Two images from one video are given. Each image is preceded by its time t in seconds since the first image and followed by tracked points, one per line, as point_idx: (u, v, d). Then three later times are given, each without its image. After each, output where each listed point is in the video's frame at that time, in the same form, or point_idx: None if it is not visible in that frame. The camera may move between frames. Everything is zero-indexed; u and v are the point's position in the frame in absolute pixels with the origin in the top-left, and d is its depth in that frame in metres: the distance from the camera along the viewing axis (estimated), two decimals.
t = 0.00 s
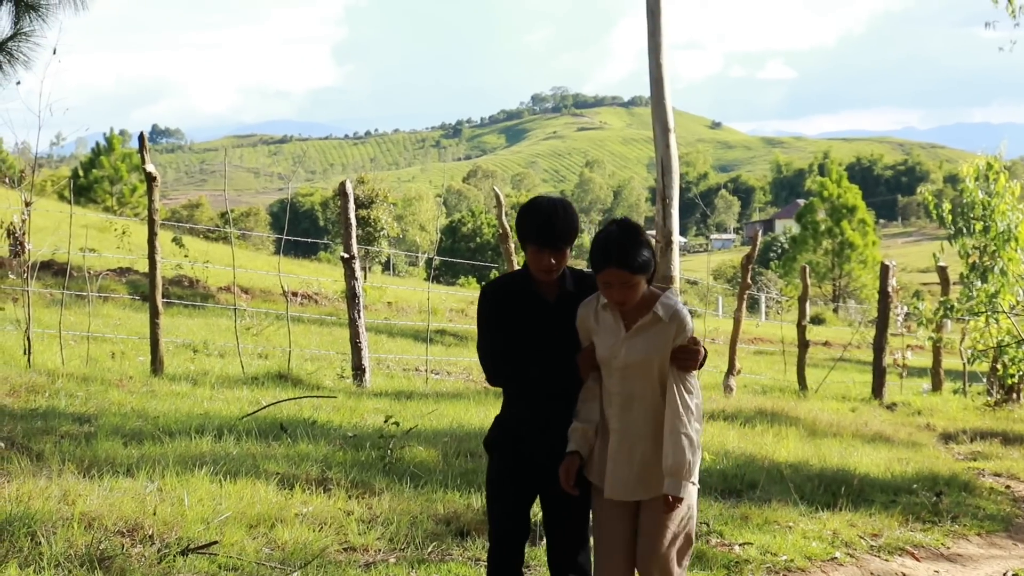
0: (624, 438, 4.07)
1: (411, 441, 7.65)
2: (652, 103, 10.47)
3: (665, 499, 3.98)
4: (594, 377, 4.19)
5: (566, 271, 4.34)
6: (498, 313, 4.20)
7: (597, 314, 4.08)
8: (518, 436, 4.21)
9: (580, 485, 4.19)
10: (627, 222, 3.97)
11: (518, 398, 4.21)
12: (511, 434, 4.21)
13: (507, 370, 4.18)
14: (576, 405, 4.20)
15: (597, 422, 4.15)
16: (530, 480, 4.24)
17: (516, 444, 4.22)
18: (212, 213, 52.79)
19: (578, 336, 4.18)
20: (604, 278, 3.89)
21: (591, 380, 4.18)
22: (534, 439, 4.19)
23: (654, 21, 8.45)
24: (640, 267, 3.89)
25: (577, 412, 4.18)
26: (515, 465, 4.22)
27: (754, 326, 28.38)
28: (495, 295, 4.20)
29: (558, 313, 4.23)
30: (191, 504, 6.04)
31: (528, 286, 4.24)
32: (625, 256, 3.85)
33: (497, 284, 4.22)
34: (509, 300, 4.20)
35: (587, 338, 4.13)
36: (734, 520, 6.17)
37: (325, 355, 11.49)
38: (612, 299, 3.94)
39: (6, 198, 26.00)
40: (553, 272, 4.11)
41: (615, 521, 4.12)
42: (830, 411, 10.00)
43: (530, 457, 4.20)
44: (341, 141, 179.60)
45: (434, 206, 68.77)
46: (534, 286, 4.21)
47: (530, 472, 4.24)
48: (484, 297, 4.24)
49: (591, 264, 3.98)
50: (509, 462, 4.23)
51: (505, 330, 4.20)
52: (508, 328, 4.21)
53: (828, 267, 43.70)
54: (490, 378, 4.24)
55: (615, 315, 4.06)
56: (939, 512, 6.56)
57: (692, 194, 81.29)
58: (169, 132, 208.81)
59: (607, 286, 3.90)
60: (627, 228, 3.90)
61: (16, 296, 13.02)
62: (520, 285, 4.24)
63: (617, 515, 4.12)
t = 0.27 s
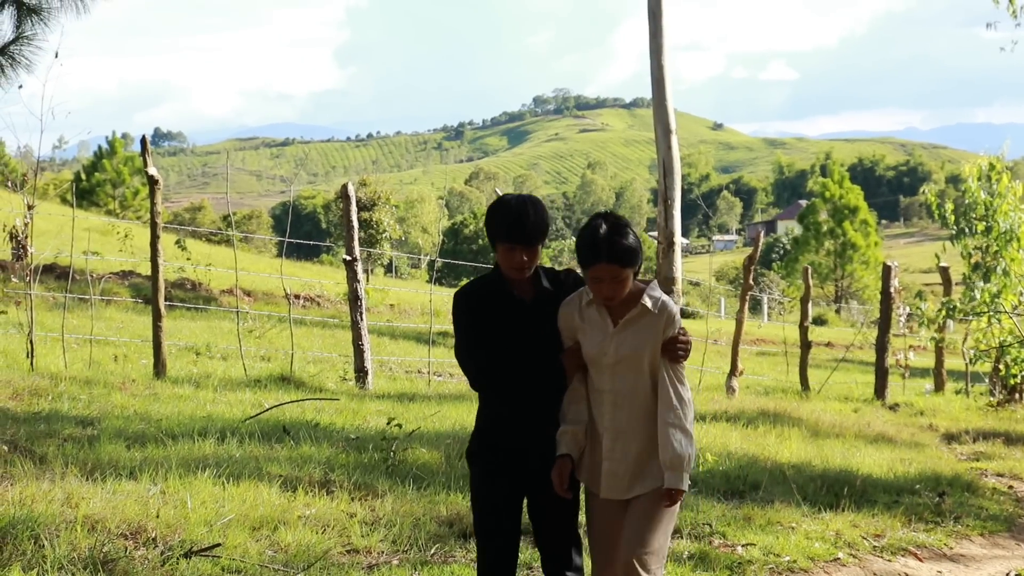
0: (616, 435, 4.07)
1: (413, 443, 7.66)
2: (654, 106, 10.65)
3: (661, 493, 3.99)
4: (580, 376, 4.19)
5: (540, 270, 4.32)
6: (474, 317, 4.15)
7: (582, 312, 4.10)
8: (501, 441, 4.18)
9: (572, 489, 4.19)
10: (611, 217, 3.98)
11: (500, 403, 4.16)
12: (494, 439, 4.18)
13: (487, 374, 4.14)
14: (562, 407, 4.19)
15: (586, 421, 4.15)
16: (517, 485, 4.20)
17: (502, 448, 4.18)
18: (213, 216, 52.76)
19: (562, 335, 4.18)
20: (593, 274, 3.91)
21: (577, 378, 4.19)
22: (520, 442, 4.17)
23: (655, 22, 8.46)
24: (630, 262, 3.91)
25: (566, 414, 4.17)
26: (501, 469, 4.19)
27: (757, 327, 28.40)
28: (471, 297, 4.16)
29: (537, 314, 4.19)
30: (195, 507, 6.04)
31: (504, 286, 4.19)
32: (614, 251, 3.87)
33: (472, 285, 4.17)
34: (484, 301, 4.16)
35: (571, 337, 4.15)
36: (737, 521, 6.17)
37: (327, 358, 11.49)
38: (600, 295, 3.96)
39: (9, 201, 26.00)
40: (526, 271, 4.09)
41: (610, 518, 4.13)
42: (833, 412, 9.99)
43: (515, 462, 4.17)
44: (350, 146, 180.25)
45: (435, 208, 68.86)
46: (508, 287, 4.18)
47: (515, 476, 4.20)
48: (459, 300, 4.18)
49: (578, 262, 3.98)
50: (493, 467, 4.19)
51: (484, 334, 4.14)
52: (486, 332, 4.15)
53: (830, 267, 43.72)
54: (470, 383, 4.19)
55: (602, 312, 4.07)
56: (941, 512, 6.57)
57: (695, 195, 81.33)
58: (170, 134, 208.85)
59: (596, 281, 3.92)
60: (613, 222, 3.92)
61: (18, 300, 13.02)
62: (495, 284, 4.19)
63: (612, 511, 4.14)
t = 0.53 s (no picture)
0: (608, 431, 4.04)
1: (421, 443, 7.67)
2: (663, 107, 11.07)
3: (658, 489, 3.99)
4: (566, 372, 4.14)
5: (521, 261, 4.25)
6: (454, 309, 4.12)
7: (571, 307, 4.06)
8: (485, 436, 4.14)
9: (550, 487, 4.09)
10: (603, 211, 3.87)
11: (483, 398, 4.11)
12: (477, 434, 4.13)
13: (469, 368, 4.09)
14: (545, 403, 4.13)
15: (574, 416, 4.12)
16: (501, 482, 4.16)
17: (486, 443, 4.14)
18: (221, 217, 52.91)
19: (547, 330, 4.13)
20: (587, 268, 3.81)
21: (563, 375, 4.13)
22: (504, 437, 4.14)
23: (663, 22, 8.47)
24: (624, 256, 3.81)
25: (551, 411, 4.11)
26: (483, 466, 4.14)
27: (765, 328, 28.39)
28: (450, 287, 4.14)
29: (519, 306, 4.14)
30: (203, 507, 6.05)
31: (483, 277, 4.15)
32: (610, 246, 3.76)
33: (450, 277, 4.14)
34: (462, 293, 4.14)
35: (558, 332, 4.10)
36: (745, 522, 6.17)
37: (334, 359, 11.51)
38: (594, 289, 3.86)
39: (18, 201, 26.12)
40: (503, 260, 4.01)
41: (602, 514, 4.12)
42: (840, 413, 9.98)
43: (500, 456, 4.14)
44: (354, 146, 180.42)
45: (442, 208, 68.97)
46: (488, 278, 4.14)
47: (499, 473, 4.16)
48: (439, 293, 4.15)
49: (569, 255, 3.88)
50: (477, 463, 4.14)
51: (465, 327, 4.11)
52: (469, 325, 4.11)
53: (837, 268, 43.69)
54: (453, 379, 4.15)
55: (592, 306, 4.03)
56: (950, 513, 6.56)
57: (702, 195, 81.34)
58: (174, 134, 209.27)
59: (590, 276, 3.82)
60: (605, 216, 3.82)
61: (28, 300, 13.08)
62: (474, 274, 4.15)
63: (603, 508, 4.12)
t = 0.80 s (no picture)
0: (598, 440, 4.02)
1: (432, 447, 7.68)
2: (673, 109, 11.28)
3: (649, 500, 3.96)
4: (558, 379, 4.11)
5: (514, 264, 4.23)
6: (443, 315, 4.14)
7: (558, 315, 4.03)
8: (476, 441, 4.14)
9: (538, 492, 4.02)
10: (586, 220, 3.87)
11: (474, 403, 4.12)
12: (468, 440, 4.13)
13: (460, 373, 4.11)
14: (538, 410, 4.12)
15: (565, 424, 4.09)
16: (491, 483, 4.13)
17: (478, 448, 4.13)
18: (230, 221, 53.00)
19: (537, 337, 4.11)
20: (569, 276, 3.79)
21: (555, 382, 4.10)
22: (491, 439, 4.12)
23: (671, 24, 8.48)
24: (606, 263, 3.79)
25: (541, 418, 4.08)
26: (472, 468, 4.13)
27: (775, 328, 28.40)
28: (442, 286, 4.15)
29: (510, 309, 4.13)
30: (214, 513, 6.06)
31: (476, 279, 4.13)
32: (589, 253, 3.74)
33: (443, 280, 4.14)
34: (453, 293, 4.14)
35: (547, 340, 4.06)
36: (756, 523, 6.16)
37: (345, 362, 11.52)
38: (576, 298, 3.83)
39: (27, 208, 26.22)
40: (494, 260, 3.99)
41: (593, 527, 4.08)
42: (851, 413, 9.96)
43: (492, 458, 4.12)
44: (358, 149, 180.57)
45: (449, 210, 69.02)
46: (479, 279, 4.13)
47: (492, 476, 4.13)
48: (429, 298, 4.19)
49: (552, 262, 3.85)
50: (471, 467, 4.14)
51: (455, 331, 4.12)
52: (458, 329, 4.12)
53: (847, 268, 43.65)
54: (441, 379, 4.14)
55: (579, 315, 3.99)
56: (962, 513, 6.56)
57: (710, 197, 81.40)
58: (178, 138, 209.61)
59: (571, 283, 3.80)
60: (587, 222, 3.81)
61: (39, 306, 13.12)
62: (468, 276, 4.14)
63: (593, 520, 4.07)
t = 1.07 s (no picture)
0: (591, 441, 4.07)
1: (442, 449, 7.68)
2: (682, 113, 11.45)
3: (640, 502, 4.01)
4: (550, 381, 4.16)
5: (507, 268, 4.26)
6: (435, 320, 4.15)
7: (550, 314, 4.08)
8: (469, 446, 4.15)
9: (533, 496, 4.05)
10: (573, 219, 3.88)
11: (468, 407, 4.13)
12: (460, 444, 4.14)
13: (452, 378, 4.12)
14: (531, 411, 4.16)
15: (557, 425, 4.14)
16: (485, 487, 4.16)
17: (471, 452, 4.14)
18: (239, 222, 53.05)
19: (530, 339, 4.15)
20: (555, 280, 3.83)
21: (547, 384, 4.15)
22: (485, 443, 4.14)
23: (682, 27, 8.48)
24: (592, 265, 3.82)
25: (535, 420, 4.13)
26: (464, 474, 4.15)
27: (785, 331, 28.34)
28: (432, 292, 4.16)
29: (504, 312, 4.16)
30: (225, 514, 6.07)
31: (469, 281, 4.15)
32: (573, 257, 3.78)
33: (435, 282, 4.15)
34: (444, 300, 4.15)
35: (541, 340, 4.12)
36: (767, 526, 6.16)
37: (355, 364, 11.53)
38: (566, 298, 3.89)
39: (37, 210, 26.25)
40: (488, 265, 4.01)
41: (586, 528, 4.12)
42: (862, 416, 9.95)
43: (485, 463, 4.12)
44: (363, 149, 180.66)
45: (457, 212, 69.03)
46: (471, 283, 4.14)
47: (484, 481, 4.15)
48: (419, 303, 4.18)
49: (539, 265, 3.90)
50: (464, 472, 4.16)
51: (448, 335, 4.13)
52: (452, 334, 4.13)
53: (857, 270, 43.57)
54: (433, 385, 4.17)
55: (572, 314, 4.05)
56: (973, 516, 6.55)
57: (718, 198, 81.28)
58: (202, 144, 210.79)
59: (558, 287, 3.85)
60: (572, 223, 3.84)
61: (50, 308, 13.13)
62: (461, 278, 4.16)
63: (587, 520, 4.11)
